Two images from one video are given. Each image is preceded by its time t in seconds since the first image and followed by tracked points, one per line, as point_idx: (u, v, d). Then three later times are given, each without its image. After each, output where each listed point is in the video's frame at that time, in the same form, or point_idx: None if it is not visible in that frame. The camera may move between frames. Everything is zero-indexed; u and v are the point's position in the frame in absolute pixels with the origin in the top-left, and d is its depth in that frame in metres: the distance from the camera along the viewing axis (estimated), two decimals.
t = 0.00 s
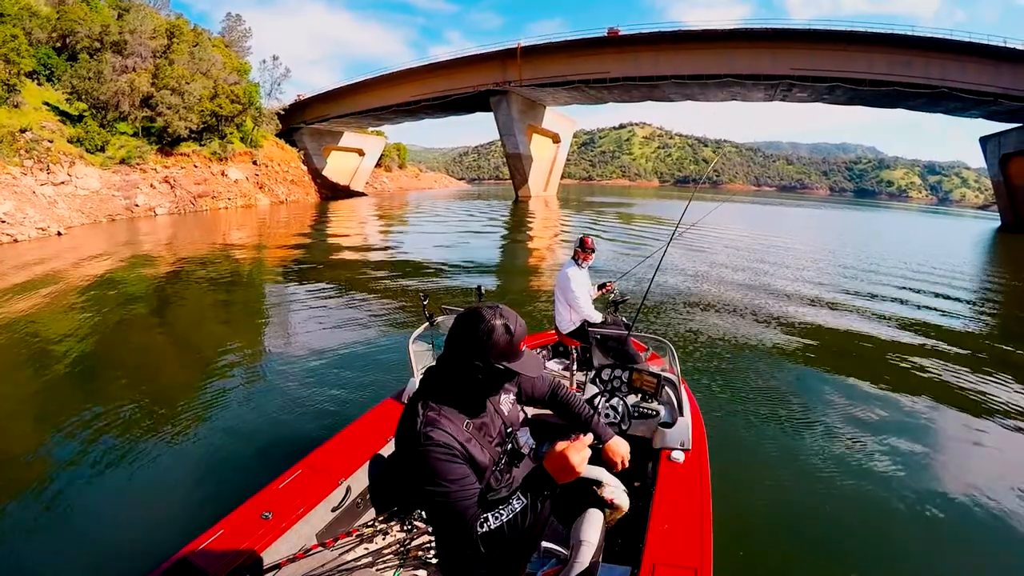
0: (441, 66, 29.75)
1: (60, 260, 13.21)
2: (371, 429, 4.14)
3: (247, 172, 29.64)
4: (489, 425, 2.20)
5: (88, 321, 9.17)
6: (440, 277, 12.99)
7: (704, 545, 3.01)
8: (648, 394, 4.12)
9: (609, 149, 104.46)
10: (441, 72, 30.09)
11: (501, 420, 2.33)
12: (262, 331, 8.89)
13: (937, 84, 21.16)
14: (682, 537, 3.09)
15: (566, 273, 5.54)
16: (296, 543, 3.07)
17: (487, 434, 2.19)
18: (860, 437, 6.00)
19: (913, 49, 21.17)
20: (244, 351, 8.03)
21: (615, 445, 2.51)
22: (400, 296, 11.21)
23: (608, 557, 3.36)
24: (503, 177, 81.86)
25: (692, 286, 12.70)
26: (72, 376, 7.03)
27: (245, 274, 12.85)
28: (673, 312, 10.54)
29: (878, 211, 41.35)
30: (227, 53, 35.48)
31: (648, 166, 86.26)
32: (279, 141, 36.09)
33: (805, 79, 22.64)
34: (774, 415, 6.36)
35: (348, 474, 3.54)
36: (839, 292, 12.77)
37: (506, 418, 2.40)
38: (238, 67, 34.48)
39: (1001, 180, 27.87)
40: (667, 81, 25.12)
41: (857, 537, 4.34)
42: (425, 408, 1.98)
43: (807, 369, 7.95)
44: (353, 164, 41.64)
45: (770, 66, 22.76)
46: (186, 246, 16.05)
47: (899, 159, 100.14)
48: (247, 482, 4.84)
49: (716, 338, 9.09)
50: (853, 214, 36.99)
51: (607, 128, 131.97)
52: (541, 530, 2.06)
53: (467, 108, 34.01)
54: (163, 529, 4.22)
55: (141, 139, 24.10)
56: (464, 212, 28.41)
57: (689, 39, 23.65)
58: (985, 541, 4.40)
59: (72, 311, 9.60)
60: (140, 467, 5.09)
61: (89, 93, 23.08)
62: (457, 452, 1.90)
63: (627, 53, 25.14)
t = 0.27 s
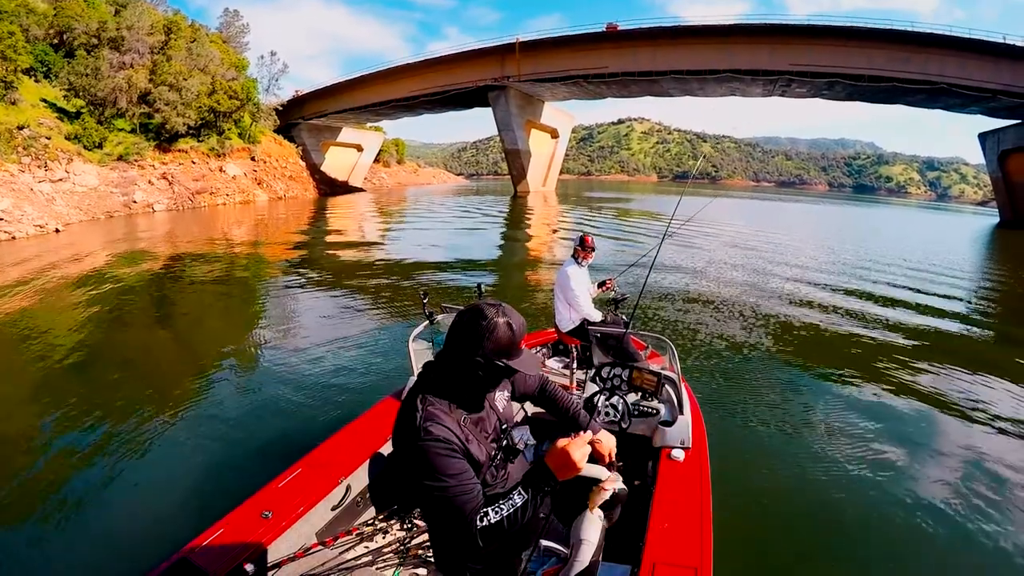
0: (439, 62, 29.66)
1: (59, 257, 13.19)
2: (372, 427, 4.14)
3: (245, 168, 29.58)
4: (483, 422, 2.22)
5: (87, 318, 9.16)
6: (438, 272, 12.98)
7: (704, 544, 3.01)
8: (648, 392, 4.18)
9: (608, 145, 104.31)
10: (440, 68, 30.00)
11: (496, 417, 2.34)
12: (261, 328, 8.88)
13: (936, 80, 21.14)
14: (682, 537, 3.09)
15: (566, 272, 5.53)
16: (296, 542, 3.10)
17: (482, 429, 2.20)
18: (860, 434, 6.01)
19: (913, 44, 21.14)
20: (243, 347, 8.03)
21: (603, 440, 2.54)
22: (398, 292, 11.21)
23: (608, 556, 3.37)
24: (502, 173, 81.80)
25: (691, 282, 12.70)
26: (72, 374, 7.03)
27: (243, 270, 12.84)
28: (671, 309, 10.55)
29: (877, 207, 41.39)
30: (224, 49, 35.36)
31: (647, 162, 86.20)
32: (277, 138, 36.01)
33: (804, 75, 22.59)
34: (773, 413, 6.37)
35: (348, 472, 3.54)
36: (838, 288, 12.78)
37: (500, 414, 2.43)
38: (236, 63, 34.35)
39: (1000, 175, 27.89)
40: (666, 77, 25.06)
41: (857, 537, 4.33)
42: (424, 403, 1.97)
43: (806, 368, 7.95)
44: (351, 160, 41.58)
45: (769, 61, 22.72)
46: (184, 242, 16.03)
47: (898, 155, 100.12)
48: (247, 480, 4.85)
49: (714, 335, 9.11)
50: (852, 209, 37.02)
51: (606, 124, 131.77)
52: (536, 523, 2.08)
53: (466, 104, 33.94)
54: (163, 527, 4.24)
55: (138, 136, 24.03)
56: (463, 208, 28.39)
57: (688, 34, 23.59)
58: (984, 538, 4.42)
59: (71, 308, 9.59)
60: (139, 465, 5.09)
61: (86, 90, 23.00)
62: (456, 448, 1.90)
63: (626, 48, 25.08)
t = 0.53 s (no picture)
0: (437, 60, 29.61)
1: (57, 257, 13.17)
2: (372, 425, 4.15)
3: (243, 167, 29.56)
4: (476, 416, 2.23)
5: (86, 318, 9.15)
6: (437, 270, 12.98)
7: (704, 543, 3.01)
8: (648, 391, 4.14)
9: (607, 142, 104.21)
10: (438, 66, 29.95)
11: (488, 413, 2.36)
12: (260, 327, 8.87)
13: (935, 76, 21.14)
14: (682, 536, 3.09)
15: (566, 270, 5.50)
16: (296, 542, 3.09)
17: (474, 424, 2.20)
18: (859, 431, 6.01)
19: (912, 40, 21.12)
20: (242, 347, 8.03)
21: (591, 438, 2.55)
22: (397, 290, 11.20)
23: (608, 555, 3.38)
24: (500, 170, 81.80)
25: (690, 279, 12.69)
26: (72, 374, 7.04)
27: (242, 269, 12.82)
28: (670, 306, 10.55)
29: (875, 203, 41.44)
30: (222, 48, 35.27)
31: (646, 159, 86.16)
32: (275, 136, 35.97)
33: (803, 71, 22.56)
34: (772, 410, 6.37)
35: (348, 472, 3.54)
36: (837, 285, 12.78)
37: (491, 410, 2.42)
38: (234, 62, 34.28)
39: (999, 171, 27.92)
40: (664, 74, 25.03)
41: (856, 535, 4.33)
42: (418, 396, 1.97)
43: (805, 364, 7.95)
44: (350, 158, 41.55)
45: (767, 58, 22.70)
46: (183, 241, 16.01)
47: (896, 151, 100.09)
48: (247, 479, 4.86)
49: (713, 332, 9.11)
50: (851, 205, 37.06)
51: (605, 121, 131.63)
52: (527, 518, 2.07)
53: (464, 102, 33.91)
54: (164, 527, 4.24)
55: (136, 135, 23.98)
56: (462, 206, 28.37)
57: (687, 31, 23.55)
58: (983, 535, 4.42)
59: (70, 308, 9.59)
60: (139, 464, 5.10)
61: (84, 90, 22.94)
62: (448, 442, 1.90)
63: (624, 45, 25.04)
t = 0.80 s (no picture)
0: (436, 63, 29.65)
1: (56, 260, 13.17)
2: (371, 427, 4.15)
3: (242, 170, 29.57)
4: (473, 416, 2.24)
5: (84, 320, 9.14)
6: (435, 273, 12.99)
7: (704, 544, 3.01)
8: (648, 392, 4.10)
9: (605, 145, 104.35)
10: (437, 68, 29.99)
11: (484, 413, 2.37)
12: (259, 330, 8.86)
13: (933, 78, 21.20)
14: (683, 536, 3.10)
15: (566, 271, 5.49)
16: (297, 543, 3.07)
17: (471, 423, 2.21)
18: (857, 432, 6.02)
19: (909, 42, 21.19)
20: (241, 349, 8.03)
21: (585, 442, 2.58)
22: (396, 292, 11.21)
23: (608, 556, 3.37)
24: (499, 173, 81.86)
25: (689, 282, 12.68)
26: (70, 376, 7.03)
27: (240, 272, 12.82)
28: (669, 308, 10.57)
29: (873, 205, 41.49)
30: (221, 51, 35.33)
31: (644, 162, 86.28)
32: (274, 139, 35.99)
33: (801, 74, 22.61)
34: (770, 411, 6.37)
35: (348, 474, 3.54)
36: (835, 286, 12.79)
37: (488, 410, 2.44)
38: (233, 64, 34.32)
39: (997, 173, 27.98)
40: (662, 76, 25.06)
41: (854, 535, 4.35)
42: (415, 395, 1.97)
43: (804, 365, 7.97)
44: (349, 161, 41.58)
45: (765, 60, 22.75)
46: (181, 244, 16.02)
47: (895, 153, 100.26)
48: (247, 480, 4.85)
49: (712, 334, 9.12)
50: (848, 207, 37.14)
51: (603, 124, 131.82)
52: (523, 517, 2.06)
53: (463, 104, 33.96)
54: (164, 527, 4.23)
55: (135, 138, 23.98)
56: (460, 209, 28.36)
57: (684, 33, 23.61)
58: (981, 535, 4.45)
59: (69, 311, 9.58)
60: (137, 465, 5.10)
61: (83, 92, 22.97)
62: (445, 441, 1.90)
63: (622, 48, 25.08)
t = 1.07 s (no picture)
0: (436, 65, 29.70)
1: (52, 260, 13.13)
2: (371, 428, 4.15)
3: (240, 171, 29.53)
4: (477, 418, 2.23)
5: (82, 320, 9.12)
6: (433, 276, 12.99)
7: (703, 545, 3.02)
8: (648, 393, 4.10)
9: (604, 148, 104.49)
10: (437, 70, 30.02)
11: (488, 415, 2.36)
12: (257, 331, 8.84)
13: (931, 84, 21.27)
14: (682, 536, 3.10)
15: (567, 272, 5.50)
16: (297, 544, 3.08)
17: (475, 426, 2.21)
18: (854, 435, 6.03)
19: (907, 49, 21.27)
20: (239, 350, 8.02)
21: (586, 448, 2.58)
22: (393, 295, 11.20)
23: (608, 557, 3.38)
24: (497, 176, 81.89)
25: (688, 286, 12.71)
26: (68, 375, 7.02)
27: (238, 273, 12.81)
28: (667, 311, 10.59)
29: (871, 211, 41.58)
30: (221, 52, 35.35)
31: (643, 166, 86.37)
32: (273, 140, 35.97)
33: (799, 79, 22.68)
34: (768, 415, 6.38)
35: (348, 474, 3.54)
36: (833, 291, 12.84)
37: (492, 412, 2.45)
38: (233, 65, 34.36)
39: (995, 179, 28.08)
40: (661, 80, 25.11)
41: (854, 537, 4.36)
42: (422, 400, 1.95)
43: (802, 369, 7.98)
44: (347, 163, 41.58)
45: (763, 65, 22.82)
46: (179, 245, 15.99)
47: (892, 159, 100.55)
48: (245, 481, 4.85)
49: (710, 337, 9.14)
50: (846, 213, 37.20)
51: (602, 127, 132.04)
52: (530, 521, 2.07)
53: (463, 107, 33.99)
54: (162, 527, 4.23)
55: (134, 138, 23.95)
56: (458, 212, 28.35)
57: (684, 38, 23.68)
58: (980, 537, 4.48)
59: (66, 311, 9.55)
60: (135, 465, 5.10)
61: (82, 92, 22.95)
62: (453, 447, 1.89)
63: (621, 51, 25.13)
